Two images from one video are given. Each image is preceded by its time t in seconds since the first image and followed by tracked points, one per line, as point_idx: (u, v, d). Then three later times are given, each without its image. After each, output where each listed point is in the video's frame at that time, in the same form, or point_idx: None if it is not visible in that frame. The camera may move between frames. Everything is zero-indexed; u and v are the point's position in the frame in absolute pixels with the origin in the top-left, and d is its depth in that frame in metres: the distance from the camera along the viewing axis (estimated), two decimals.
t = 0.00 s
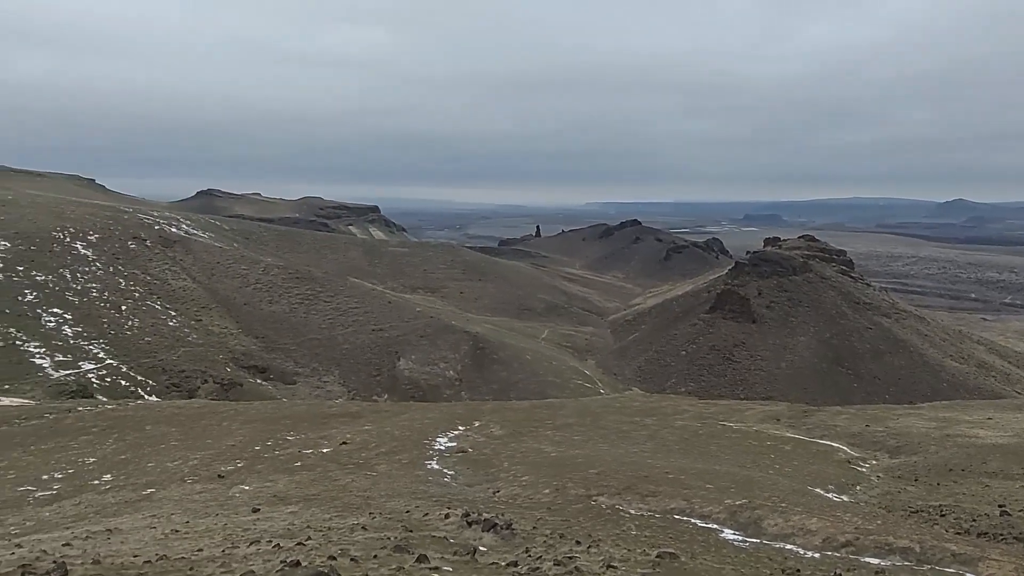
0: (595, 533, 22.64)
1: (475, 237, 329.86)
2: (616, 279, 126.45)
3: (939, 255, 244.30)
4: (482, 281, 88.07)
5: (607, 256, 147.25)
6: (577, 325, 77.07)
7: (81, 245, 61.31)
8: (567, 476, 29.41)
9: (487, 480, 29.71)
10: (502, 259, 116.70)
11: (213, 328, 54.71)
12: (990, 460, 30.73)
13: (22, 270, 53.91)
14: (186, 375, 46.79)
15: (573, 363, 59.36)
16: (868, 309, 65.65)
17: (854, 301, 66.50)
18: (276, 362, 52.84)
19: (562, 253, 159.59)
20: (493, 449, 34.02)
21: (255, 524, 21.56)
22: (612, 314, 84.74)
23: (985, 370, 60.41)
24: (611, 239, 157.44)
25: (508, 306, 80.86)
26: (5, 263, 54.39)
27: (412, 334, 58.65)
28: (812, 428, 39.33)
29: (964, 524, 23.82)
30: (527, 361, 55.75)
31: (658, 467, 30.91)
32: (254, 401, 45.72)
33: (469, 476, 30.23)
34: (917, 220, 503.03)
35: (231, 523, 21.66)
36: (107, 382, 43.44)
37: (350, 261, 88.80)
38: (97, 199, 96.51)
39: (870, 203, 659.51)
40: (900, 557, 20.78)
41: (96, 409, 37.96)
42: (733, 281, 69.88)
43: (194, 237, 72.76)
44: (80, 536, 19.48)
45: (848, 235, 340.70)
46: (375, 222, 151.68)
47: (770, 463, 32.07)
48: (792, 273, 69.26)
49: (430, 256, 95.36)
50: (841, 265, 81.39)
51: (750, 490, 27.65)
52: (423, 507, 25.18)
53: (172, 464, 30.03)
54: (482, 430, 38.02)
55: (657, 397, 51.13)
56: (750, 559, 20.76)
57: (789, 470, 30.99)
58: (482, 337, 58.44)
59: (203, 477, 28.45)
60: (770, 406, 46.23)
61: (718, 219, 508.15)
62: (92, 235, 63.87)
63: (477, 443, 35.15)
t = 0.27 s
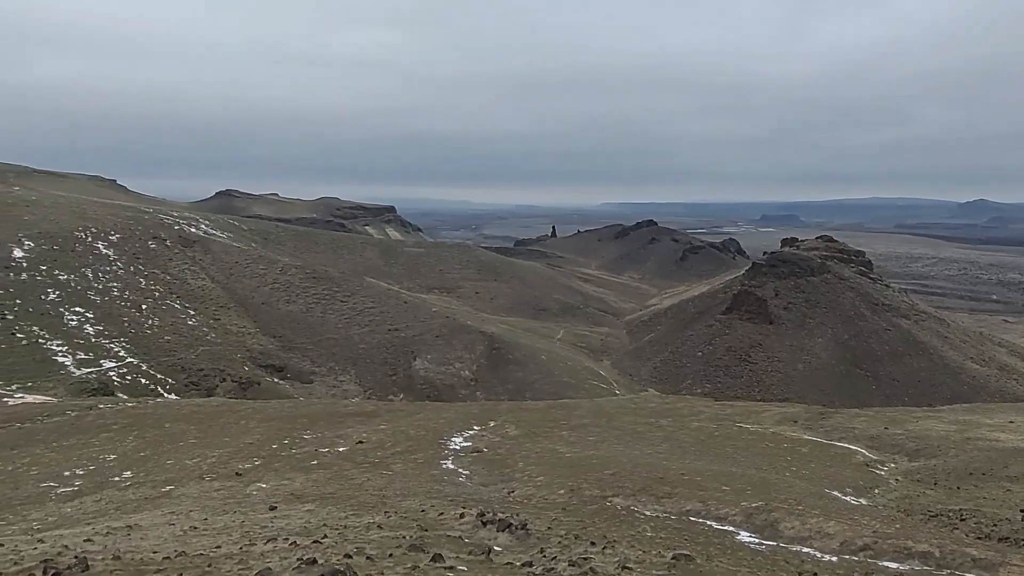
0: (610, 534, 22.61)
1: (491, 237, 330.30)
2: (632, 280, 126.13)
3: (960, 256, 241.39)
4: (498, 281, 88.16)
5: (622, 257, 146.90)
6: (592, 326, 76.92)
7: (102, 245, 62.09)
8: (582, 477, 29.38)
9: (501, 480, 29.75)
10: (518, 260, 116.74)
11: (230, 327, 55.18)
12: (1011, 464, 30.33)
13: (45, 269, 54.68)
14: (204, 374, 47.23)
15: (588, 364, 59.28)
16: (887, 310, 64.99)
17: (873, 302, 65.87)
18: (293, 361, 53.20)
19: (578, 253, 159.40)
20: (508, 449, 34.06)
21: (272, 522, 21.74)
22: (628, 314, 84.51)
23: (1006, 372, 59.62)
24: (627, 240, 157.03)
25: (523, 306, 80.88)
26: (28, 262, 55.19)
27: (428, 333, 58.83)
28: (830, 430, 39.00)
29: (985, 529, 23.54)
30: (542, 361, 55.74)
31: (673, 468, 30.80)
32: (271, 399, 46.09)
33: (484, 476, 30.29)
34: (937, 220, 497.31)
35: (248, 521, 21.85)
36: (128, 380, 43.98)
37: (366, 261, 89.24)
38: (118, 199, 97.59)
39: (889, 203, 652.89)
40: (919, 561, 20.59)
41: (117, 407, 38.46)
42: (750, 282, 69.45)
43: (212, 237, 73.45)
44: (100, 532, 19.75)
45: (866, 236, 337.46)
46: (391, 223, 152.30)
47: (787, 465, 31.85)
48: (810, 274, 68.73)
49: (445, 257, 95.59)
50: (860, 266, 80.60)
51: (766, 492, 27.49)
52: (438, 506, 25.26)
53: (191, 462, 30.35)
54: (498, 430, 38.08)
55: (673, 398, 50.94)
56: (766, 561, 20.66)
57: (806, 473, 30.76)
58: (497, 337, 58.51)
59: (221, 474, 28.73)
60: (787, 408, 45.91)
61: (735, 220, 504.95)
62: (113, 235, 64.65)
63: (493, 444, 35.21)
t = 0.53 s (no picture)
0: (623, 534, 22.61)
1: (503, 236, 330.48)
2: (644, 279, 125.84)
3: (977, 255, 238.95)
4: (510, 280, 88.20)
5: (635, 256, 146.58)
6: (605, 325, 76.81)
7: (119, 244, 62.69)
8: (595, 477, 29.37)
9: (513, 479, 29.80)
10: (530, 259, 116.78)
11: (245, 326, 55.58)
12: None
13: (63, 268, 55.30)
14: (219, 372, 47.63)
15: (600, 364, 59.21)
16: (903, 310, 64.44)
17: (889, 302, 65.32)
18: (306, 360, 53.51)
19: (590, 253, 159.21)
20: (520, 449, 34.10)
21: (286, 520, 21.91)
22: (640, 314, 84.31)
23: None
24: (640, 239, 156.66)
25: (535, 305, 80.89)
26: (47, 261, 55.86)
27: (440, 333, 58.98)
28: (844, 432, 38.74)
29: (1002, 533, 23.35)
30: (554, 361, 55.74)
31: (686, 469, 30.73)
32: (285, 398, 46.39)
33: (496, 475, 30.35)
34: (953, 220, 492.67)
35: (263, 518, 22.03)
36: (144, 378, 44.42)
37: (379, 260, 89.55)
38: (134, 199, 98.47)
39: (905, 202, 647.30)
40: (935, 565, 20.47)
41: (133, 404, 38.87)
42: (764, 282, 69.08)
43: (227, 236, 73.97)
44: (117, 528, 20.00)
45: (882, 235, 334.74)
46: (404, 222, 152.71)
47: (800, 466, 31.70)
48: (824, 274, 68.26)
49: (458, 256, 95.75)
50: (875, 266, 79.94)
51: (780, 493, 27.37)
52: (451, 506, 25.36)
53: (206, 460, 30.62)
54: (509, 429, 38.14)
55: (685, 398, 50.80)
56: (779, 563, 20.61)
57: (820, 474, 30.60)
58: (509, 337, 58.57)
59: (235, 472, 28.95)
60: (801, 409, 45.67)
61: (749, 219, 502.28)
62: (130, 234, 65.28)
63: (505, 443, 35.28)
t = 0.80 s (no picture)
0: (636, 534, 22.55)
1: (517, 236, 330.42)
2: (658, 279, 125.43)
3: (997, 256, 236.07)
4: (524, 280, 88.16)
5: (649, 256, 146.11)
6: (618, 325, 76.62)
7: (137, 243, 63.32)
8: (608, 477, 29.31)
9: (527, 479, 29.81)
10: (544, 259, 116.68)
11: (260, 324, 55.95)
12: None
13: (82, 267, 55.91)
14: (234, 370, 47.99)
15: (614, 363, 59.08)
16: (920, 311, 63.80)
17: (906, 302, 64.68)
18: (321, 358, 53.80)
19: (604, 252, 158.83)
20: (533, 448, 34.10)
21: (301, 517, 22.04)
22: (654, 314, 84.04)
23: None
24: (653, 239, 156.15)
25: (549, 305, 80.83)
26: (66, 259, 56.50)
27: (453, 332, 59.07)
28: (861, 433, 38.40)
29: (1021, 537, 23.06)
30: (567, 361, 55.67)
31: (700, 469, 30.60)
32: (299, 396, 46.66)
33: (510, 475, 30.37)
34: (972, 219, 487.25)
35: (277, 515, 22.17)
36: (161, 375, 44.83)
37: (393, 259, 89.83)
38: (152, 199, 99.41)
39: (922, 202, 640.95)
40: (953, 568, 20.27)
41: (150, 401, 39.25)
42: (779, 281, 68.65)
43: (243, 236, 74.49)
44: (135, 524, 20.22)
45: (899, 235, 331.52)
46: (418, 222, 153.05)
47: (816, 468, 31.46)
48: (840, 273, 67.71)
49: (471, 255, 95.83)
50: (892, 265, 79.17)
51: (795, 495, 27.18)
52: (464, 504, 25.39)
53: (221, 457, 30.86)
54: (523, 428, 38.15)
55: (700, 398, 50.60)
56: (794, 565, 20.48)
57: (835, 476, 30.36)
58: (523, 336, 58.55)
59: (250, 469, 29.16)
60: (817, 410, 45.35)
61: (764, 219, 499.28)
62: (148, 234, 65.89)
63: (518, 442, 35.29)
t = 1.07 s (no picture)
0: (649, 536, 22.52)
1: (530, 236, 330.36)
2: (671, 280, 125.05)
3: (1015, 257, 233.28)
4: (536, 280, 88.16)
5: (662, 256, 145.73)
6: (631, 326, 76.45)
7: (153, 243, 63.94)
8: (621, 478, 29.26)
9: (539, 479, 29.84)
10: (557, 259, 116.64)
11: (274, 324, 56.31)
12: None
13: (100, 267, 56.53)
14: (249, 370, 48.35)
15: (627, 364, 58.96)
16: (937, 312, 63.21)
17: (923, 303, 64.09)
18: (335, 358, 54.09)
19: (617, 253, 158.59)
20: (546, 449, 34.13)
21: (315, 516, 22.18)
22: (667, 315, 83.79)
23: None
24: (666, 239, 155.77)
25: (562, 305, 80.79)
26: (85, 259, 57.16)
27: (466, 332, 59.19)
28: (876, 435, 38.11)
29: None
30: (580, 361, 55.63)
31: (713, 471, 30.50)
32: (313, 395, 46.94)
33: (522, 475, 30.40)
34: (990, 220, 481.95)
35: (291, 514, 22.33)
36: (177, 374, 45.24)
37: (406, 259, 90.13)
38: (168, 199, 100.32)
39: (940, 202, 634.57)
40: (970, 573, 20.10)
41: (167, 400, 39.62)
42: (794, 282, 68.23)
43: (258, 236, 75.03)
44: (151, 521, 20.44)
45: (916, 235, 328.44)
46: (431, 222, 153.37)
47: (830, 470, 31.26)
48: (856, 274, 67.20)
49: (484, 256, 95.96)
50: (909, 266, 78.46)
51: (809, 497, 27.03)
52: (476, 505, 25.44)
53: (236, 455, 31.11)
54: (535, 429, 38.17)
55: (713, 399, 50.40)
56: (808, 568, 20.38)
57: (850, 479, 30.15)
58: (535, 336, 58.57)
59: (265, 468, 29.38)
60: (832, 411, 45.04)
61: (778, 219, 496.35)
62: (164, 234, 66.52)
63: (531, 442, 35.33)
